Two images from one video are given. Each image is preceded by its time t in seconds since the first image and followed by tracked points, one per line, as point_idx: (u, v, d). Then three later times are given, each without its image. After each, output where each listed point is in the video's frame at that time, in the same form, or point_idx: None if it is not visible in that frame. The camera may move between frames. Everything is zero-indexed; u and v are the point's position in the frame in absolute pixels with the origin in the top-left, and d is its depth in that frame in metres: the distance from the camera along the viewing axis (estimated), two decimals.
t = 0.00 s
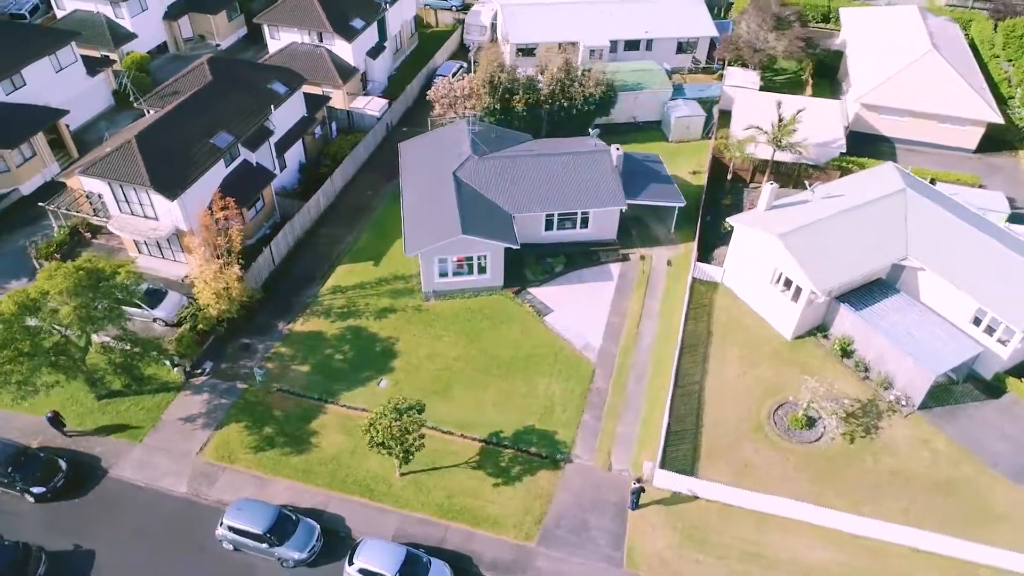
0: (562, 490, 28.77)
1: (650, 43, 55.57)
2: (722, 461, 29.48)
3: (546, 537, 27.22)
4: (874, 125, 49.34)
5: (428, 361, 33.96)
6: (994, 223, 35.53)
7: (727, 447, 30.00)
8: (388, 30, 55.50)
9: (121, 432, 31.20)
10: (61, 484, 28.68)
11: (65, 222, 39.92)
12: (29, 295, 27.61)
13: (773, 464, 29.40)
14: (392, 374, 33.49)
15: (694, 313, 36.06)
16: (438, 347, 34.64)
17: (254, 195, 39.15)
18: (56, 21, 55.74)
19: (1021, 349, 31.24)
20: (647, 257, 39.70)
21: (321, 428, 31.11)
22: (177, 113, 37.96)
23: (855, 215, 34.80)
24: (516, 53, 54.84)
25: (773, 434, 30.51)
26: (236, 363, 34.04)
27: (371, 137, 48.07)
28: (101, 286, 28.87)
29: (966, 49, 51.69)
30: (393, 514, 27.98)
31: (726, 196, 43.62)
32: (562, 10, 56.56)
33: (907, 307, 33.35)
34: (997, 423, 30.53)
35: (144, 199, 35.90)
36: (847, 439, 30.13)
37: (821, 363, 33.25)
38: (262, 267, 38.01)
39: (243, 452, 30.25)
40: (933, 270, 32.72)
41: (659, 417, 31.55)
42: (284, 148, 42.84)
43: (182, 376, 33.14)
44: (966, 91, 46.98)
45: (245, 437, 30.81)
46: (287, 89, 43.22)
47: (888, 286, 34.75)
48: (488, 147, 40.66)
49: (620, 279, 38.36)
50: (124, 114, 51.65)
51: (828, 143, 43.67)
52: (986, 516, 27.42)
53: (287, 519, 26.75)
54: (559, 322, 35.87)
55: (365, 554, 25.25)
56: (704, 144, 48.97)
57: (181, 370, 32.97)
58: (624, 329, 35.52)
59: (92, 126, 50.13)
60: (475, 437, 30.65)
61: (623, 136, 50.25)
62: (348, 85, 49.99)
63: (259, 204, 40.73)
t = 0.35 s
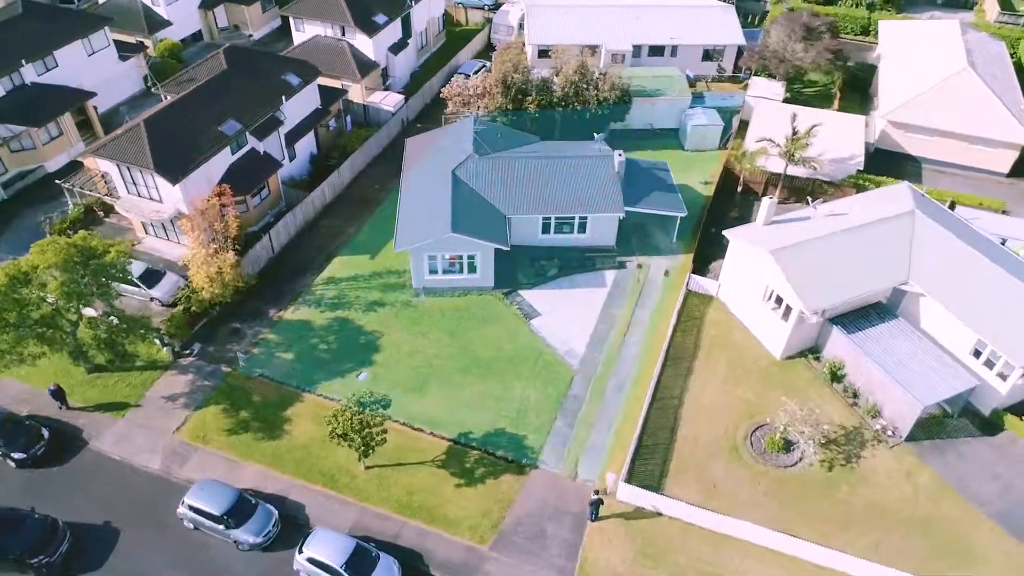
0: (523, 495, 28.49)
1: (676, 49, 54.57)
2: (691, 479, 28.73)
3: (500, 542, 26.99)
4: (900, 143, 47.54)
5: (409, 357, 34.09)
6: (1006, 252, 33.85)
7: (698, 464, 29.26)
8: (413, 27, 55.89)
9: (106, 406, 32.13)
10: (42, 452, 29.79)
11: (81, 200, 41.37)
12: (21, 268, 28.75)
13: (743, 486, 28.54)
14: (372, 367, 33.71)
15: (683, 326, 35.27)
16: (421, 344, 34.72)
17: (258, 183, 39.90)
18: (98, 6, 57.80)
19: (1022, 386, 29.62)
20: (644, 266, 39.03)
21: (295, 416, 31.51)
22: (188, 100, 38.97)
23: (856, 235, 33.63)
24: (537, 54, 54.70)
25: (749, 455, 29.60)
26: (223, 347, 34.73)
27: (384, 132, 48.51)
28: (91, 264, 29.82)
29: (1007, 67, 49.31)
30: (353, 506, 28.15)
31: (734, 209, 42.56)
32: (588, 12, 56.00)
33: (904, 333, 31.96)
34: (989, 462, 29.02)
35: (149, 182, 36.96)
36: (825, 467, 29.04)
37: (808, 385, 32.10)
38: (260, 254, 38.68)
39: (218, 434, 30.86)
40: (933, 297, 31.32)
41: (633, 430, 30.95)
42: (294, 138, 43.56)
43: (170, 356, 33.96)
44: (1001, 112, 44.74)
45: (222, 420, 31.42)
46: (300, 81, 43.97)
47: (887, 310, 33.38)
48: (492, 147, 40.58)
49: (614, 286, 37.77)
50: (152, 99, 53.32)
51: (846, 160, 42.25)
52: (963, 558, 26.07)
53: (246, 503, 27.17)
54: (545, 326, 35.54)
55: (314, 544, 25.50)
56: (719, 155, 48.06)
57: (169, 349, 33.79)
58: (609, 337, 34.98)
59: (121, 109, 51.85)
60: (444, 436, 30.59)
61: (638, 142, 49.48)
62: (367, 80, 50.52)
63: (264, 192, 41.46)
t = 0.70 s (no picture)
0: (482, 497, 28.30)
1: (700, 56, 53.55)
2: (654, 495, 28.09)
3: (453, 542, 26.85)
4: (925, 162, 45.61)
5: (391, 352, 34.25)
6: (1016, 281, 32.11)
7: (664, 480, 28.59)
8: (437, 24, 56.22)
9: (95, 379, 33.14)
10: (29, 419, 30.97)
11: (97, 180, 42.79)
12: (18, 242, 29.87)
13: (708, 506, 27.77)
14: (353, 359, 33.99)
15: (670, 338, 34.52)
16: (404, 339, 34.85)
17: (263, 171, 40.63)
18: None
19: (1016, 424, 28.04)
20: (639, 275, 38.35)
21: (271, 402, 31.99)
22: (201, 87, 39.95)
23: (854, 255, 32.29)
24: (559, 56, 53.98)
25: (718, 475, 28.77)
26: (213, 329, 35.49)
27: (398, 127, 48.87)
28: (85, 242, 30.69)
29: None
30: (313, 495, 28.43)
31: (739, 221, 41.50)
32: (613, 15, 55.29)
33: (896, 361, 30.68)
34: (973, 501, 27.61)
35: (157, 165, 38.02)
36: (797, 492, 28.04)
37: (791, 407, 31.04)
38: (259, 241, 39.39)
39: (195, 414, 31.53)
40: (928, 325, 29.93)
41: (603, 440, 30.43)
42: (305, 130, 44.29)
43: (161, 335, 34.86)
44: None
45: (201, 400, 32.10)
46: (315, 74, 44.66)
47: (883, 336, 32.06)
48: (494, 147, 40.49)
49: (605, 294, 37.22)
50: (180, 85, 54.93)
51: (861, 177, 40.62)
52: None
53: (210, 484, 27.73)
54: (529, 330, 35.25)
55: (266, 528, 25.89)
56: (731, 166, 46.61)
57: (161, 328, 34.69)
58: (593, 345, 34.47)
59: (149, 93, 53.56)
60: (414, 432, 30.63)
61: (652, 149, 48.65)
62: (385, 74, 50.96)
63: (271, 180, 42.19)
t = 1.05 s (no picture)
0: (442, 496, 28.28)
1: (724, 64, 52.41)
2: (615, 507, 27.62)
3: (406, 538, 26.89)
4: (948, 184, 43.75)
5: (373, 345, 34.53)
6: (1019, 313, 30.48)
7: (626, 493, 28.07)
8: (461, 22, 56.41)
9: (88, 353, 34.25)
10: (21, 387, 32.23)
11: (116, 161, 44.29)
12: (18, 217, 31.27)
13: (668, 522, 27.15)
14: (335, 349, 34.37)
15: (653, 349, 33.87)
16: (387, 334, 35.07)
17: (269, 160, 41.36)
18: None
19: (1002, 462, 26.59)
20: (633, 283, 37.77)
21: (251, 387, 32.58)
22: (214, 76, 40.90)
23: (848, 275, 31.11)
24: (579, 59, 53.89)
25: (684, 491, 28.09)
26: (206, 312, 36.32)
27: (411, 122, 49.21)
28: (83, 220, 32.02)
29: None
30: (277, 481, 28.83)
31: (742, 234, 40.52)
32: (638, 20, 54.62)
33: (882, 388, 29.43)
34: (949, 540, 26.32)
35: (166, 150, 39.08)
36: (762, 516, 27.19)
37: (769, 428, 30.09)
38: (260, 229, 40.16)
39: (177, 393, 32.33)
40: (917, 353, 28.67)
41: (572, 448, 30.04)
42: (316, 122, 44.99)
43: (156, 314, 35.88)
44: None
45: (184, 380, 32.89)
46: (330, 67, 45.17)
47: (872, 361, 30.84)
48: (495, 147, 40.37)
49: (595, 301, 36.76)
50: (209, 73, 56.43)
51: (872, 197, 39.49)
52: None
53: (177, 461, 28.39)
54: (513, 332, 35.06)
55: (222, 510, 26.44)
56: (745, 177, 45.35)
57: (155, 308, 35.73)
58: (575, 351, 34.04)
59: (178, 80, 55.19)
60: (383, 426, 30.78)
61: (665, 156, 47.93)
62: (403, 70, 51.36)
63: (278, 169, 42.93)
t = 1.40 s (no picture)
0: (401, 492, 28.38)
1: (747, 74, 51.09)
2: (572, 516, 27.27)
3: (360, 530, 27.09)
4: (971, 209, 41.66)
5: (356, 336, 34.83)
6: (1018, 347, 28.92)
7: (585, 503, 27.68)
8: (485, 21, 56.52)
9: (86, 327, 35.43)
10: (18, 355, 33.60)
11: (136, 144, 45.74)
12: (23, 193, 32.52)
13: (624, 536, 26.67)
14: (319, 339, 34.79)
15: (634, 359, 33.30)
16: (372, 326, 35.32)
17: (277, 149, 42.15)
18: None
19: (979, 501, 25.28)
20: (624, 291, 37.20)
21: (233, 370, 33.25)
22: (228, 66, 41.90)
23: (836, 296, 30.09)
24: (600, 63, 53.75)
25: (645, 506, 27.54)
26: (201, 295, 37.24)
27: (424, 119, 49.50)
28: (84, 198, 33.28)
29: None
30: (244, 464, 29.37)
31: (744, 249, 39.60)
32: (662, 25, 53.83)
33: (862, 415, 28.28)
34: None
35: (176, 135, 40.20)
36: (722, 538, 26.44)
37: (741, 448, 29.25)
38: (263, 216, 40.96)
39: (162, 371, 33.22)
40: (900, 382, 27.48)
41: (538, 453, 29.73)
42: (329, 114, 45.67)
43: (154, 294, 36.93)
44: None
45: (171, 359, 33.76)
46: (345, 60, 45.84)
47: (856, 386, 29.68)
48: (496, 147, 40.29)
49: (583, 307, 36.37)
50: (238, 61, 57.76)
51: (880, 215, 38.14)
52: None
53: (149, 437, 29.20)
54: (496, 333, 34.91)
55: (183, 488, 27.05)
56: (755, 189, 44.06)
57: (153, 288, 36.79)
58: (554, 356, 33.68)
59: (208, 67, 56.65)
60: (354, 418, 31.02)
61: (676, 164, 47.06)
62: (422, 67, 51.78)
63: (287, 159, 43.75)
